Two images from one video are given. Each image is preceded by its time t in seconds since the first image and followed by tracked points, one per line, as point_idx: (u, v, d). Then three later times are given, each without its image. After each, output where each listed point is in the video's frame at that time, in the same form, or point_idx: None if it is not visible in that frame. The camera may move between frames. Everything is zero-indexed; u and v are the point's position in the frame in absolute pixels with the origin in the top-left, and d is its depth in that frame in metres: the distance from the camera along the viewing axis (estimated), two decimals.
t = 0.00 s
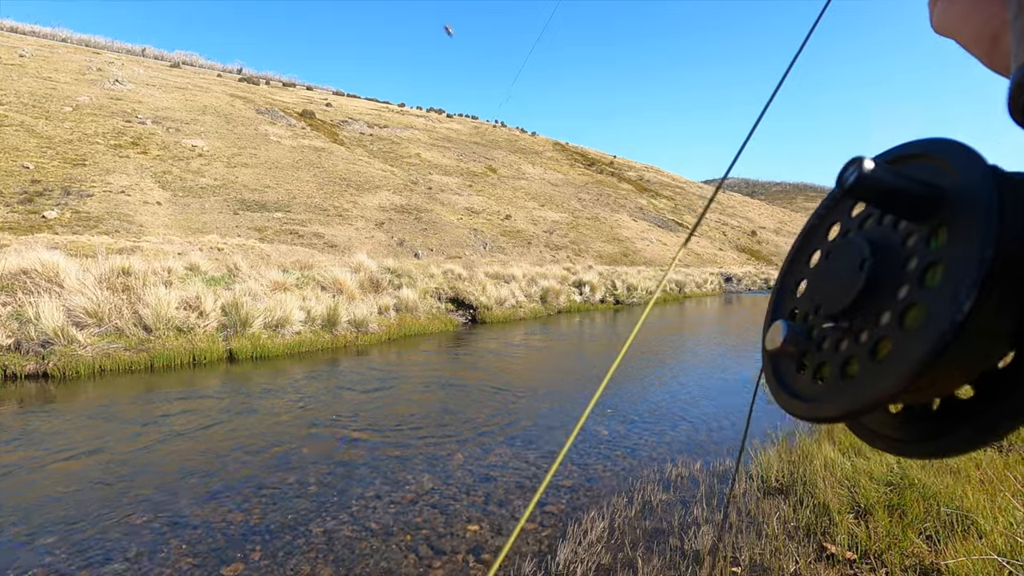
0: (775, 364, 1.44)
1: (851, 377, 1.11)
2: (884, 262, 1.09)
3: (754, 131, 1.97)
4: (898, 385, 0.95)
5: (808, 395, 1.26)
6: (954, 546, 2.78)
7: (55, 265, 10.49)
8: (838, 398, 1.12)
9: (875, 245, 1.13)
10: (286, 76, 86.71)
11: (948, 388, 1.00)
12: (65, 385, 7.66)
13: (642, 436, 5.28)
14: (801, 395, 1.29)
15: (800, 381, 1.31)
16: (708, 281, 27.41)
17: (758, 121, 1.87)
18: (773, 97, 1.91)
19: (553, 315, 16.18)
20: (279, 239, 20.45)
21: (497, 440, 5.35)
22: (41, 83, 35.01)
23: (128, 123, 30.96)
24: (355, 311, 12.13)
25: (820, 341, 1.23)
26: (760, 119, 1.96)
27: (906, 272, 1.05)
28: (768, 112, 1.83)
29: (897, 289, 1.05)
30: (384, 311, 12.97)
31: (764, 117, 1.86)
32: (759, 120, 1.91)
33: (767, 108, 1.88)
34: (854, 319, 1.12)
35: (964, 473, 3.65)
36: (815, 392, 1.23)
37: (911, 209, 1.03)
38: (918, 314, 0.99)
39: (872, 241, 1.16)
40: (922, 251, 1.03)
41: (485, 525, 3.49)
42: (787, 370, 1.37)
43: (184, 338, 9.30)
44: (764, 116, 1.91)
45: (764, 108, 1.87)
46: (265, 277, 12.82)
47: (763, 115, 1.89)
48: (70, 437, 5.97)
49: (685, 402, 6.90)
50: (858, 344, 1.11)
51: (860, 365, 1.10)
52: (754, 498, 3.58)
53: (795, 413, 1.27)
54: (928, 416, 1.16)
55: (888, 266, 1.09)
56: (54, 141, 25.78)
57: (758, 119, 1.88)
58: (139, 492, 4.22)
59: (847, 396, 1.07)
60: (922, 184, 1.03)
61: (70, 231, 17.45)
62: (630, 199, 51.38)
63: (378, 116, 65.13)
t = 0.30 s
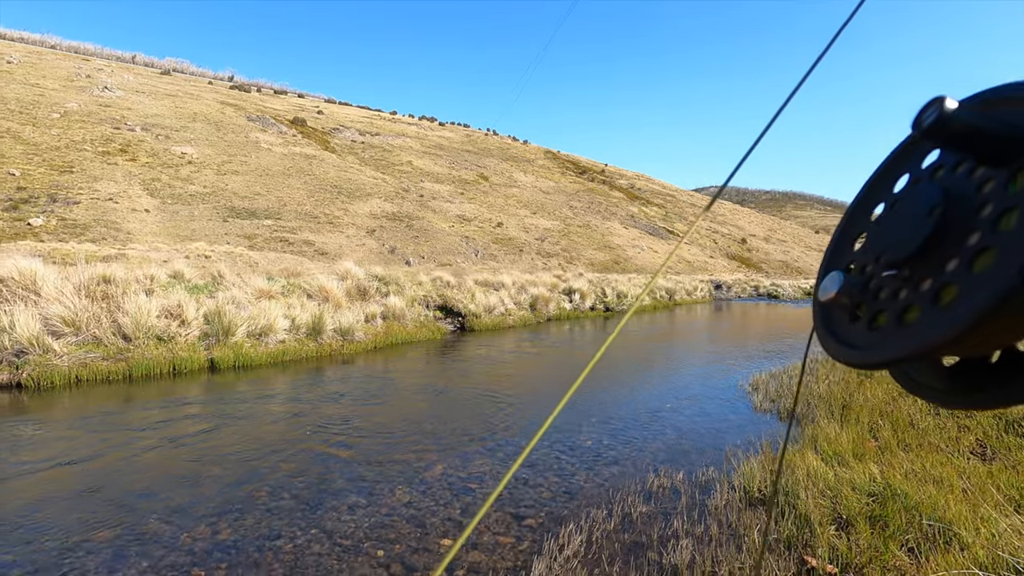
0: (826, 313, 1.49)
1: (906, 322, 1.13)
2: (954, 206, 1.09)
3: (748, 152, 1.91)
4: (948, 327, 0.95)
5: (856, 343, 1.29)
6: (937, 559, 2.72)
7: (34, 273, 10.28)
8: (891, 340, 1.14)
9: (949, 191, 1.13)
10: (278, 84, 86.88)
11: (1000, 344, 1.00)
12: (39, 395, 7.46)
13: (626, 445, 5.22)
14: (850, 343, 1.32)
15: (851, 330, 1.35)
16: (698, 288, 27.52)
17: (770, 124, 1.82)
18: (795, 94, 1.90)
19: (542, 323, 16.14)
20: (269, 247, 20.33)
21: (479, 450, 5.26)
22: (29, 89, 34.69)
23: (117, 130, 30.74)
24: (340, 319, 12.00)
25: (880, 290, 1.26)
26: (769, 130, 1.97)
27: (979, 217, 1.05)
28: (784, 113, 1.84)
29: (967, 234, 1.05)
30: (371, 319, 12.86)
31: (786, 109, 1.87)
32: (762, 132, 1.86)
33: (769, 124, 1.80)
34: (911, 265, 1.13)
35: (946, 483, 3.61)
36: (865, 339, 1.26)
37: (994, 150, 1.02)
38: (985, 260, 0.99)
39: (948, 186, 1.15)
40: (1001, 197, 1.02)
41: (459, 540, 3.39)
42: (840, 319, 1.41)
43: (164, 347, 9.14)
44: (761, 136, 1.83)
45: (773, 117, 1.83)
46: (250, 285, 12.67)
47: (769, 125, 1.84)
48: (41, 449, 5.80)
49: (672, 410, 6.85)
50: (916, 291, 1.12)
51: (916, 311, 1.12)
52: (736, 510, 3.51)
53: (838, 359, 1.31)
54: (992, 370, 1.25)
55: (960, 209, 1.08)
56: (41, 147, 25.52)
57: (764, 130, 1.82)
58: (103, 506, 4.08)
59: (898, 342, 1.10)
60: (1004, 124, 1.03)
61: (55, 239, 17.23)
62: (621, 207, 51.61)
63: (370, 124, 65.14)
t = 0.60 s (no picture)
0: (848, 305, 1.51)
1: (939, 306, 1.16)
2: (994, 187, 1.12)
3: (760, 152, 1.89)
4: (992, 306, 0.97)
5: (885, 328, 1.32)
6: (916, 569, 2.68)
7: (14, 275, 10.09)
8: (926, 323, 1.16)
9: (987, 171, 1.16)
10: (272, 87, 86.70)
11: None
12: (15, 400, 7.30)
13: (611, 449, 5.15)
14: (875, 329, 1.36)
15: (878, 317, 1.37)
16: (690, 291, 27.55)
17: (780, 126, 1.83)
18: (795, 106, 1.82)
19: (533, 327, 16.08)
20: (260, 250, 20.20)
21: (461, 456, 5.19)
22: (18, 90, 34.33)
23: (108, 131, 30.48)
24: (327, 322, 11.87)
25: (910, 275, 1.28)
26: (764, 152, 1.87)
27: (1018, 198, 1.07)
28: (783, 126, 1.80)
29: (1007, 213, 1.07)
30: (359, 322, 12.74)
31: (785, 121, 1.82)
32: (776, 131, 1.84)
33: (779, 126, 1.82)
34: (950, 245, 1.15)
35: (927, 490, 3.57)
36: (894, 325, 1.30)
37: None
38: None
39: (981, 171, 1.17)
40: None
41: (432, 549, 3.32)
42: (864, 308, 1.43)
43: (146, 351, 8.99)
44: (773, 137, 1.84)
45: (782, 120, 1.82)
46: (236, 288, 12.54)
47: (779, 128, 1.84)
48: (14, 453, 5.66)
49: (660, 414, 6.79)
50: (952, 273, 1.14)
51: (950, 295, 1.14)
52: (716, 518, 3.46)
53: (866, 346, 1.33)
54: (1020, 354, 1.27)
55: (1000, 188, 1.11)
56: (30, 148, 25.25)
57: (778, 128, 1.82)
58: (69, 515, 3.96)
59: (934, 323, 1.12)
60: None
61: (43, 241, 17.02)
62: (615, 210, 51.66)
63: (364, 127, 64.96)
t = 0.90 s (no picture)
0: (833, 298, 1.44)
1: (931, 299, 1.10)
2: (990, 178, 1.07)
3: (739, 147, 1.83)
4: (989, 296, 0.91)
5: (873, 322, 1.25)
6: (894, 574, 2.65)
7: None
8: (917, 317, 1.10)
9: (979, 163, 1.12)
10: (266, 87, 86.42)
11: None
12: None
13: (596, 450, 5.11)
14: (862, 324, 1.29)
15: (866, 310, 1.30)
16: (682, 293, 27.60)
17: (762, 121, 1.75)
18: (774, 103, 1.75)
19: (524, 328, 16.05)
20: (252, 250, 20.09)
21: (445, 459, 5.14)
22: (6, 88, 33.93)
23: (98, 130, 30.18)
24: (316, 323, 11.77)
25: (901, 267, 1.22)
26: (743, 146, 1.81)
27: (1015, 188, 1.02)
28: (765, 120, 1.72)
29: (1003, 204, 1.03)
30: (348, 323, 12.67)
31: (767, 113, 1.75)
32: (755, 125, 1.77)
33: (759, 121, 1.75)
34: (943, 237, 1.10)
35: (908, 492, 3.56)
36: (883, 318, 1.23)
37: None
38: None
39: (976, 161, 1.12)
40: None
41: (411, 554, 3.28)
42: (848, 299, 1.37)
43: (130, 352, 8.87)
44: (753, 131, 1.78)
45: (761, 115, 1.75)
46: (224, 288, 12.43)
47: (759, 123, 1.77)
48: None
49: (647, 416, 6.77)
50: (946, 265, 1.08)
51: (941, 287, 1.08)
52: (697, 522, 3.43)
53: (854, 339, 1.27)
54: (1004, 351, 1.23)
55: (995, 179, 1.07)
56: (18, 147, 24.96)
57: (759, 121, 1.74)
58: (42, 519, 3.89)
59: (926, 317, 1.06)
60: None
61: (31, 240, 16.83)
62: (608, 212, 51.75)
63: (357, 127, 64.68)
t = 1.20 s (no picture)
0: (821, 314, 1.47)
1: (894, 325, 1.12)
2: (943, 213, 1.07)
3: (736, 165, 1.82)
4: (931, 330, 0.94)
5: (850, 341, 1.28)
6: None
7: None
8: (880, 341, 1.12)
9: (938, 198, 1.11)
10: (257, 87, 86.00)
11: (988, 342, 0.99)
12: None
13: (584, 451, 5.09)
14: (844, 341, 1.30)
15: (847, 329, 1.32)
16: (673, 293, 27.65)
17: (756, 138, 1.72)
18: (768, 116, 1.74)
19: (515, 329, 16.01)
20: (242, 250, 19.92)
21: (435, 459, 5.10)
22: None
23: (85, 128, 29.82)
24: (304, 323, 11.67)
25: (874, 291, 1.23)
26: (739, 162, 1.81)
27: (966, 224, 1.02)
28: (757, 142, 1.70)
29: (952, 241, 1.03)
30: (337, 323, 12.57)
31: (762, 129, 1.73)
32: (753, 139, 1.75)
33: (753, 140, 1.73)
34: (904, 267, 1.11)
35: (894, 492, 3.56)
36: (859, 337, 1.25)
37: (984, 162, 0.99)
38: (967, 268, 0.96)
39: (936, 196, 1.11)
40: (987, 209, 1.00)
41: (396, 556, 3.24)
42: (834, 317, 1.39)
43: (114, 352, 8.74)
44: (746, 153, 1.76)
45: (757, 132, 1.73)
46: (211, 288, 12.29)
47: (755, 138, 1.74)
48: None
49: (636, 416, 6.76)
50: (906, 294, 1.10)
51: (904, 314, 1.10)
52: (684, 523, 3.41)
53: (833, 357, 1.30)
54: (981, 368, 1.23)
55: (950, 217, 1.06)
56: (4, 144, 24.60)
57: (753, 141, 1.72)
58: (20, 522, 3.81)
59: (886, 342, 1.09)
60: (991, 139, 0.98)
61: (17, 239, 16.58)
62: (601, 212, 51.85)
63: (350, 127, 64.40)
